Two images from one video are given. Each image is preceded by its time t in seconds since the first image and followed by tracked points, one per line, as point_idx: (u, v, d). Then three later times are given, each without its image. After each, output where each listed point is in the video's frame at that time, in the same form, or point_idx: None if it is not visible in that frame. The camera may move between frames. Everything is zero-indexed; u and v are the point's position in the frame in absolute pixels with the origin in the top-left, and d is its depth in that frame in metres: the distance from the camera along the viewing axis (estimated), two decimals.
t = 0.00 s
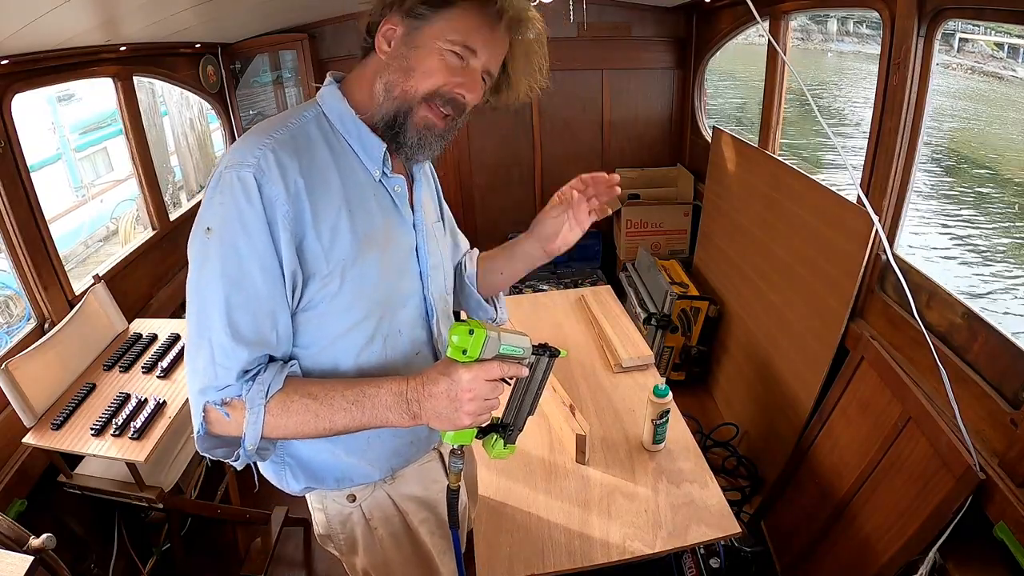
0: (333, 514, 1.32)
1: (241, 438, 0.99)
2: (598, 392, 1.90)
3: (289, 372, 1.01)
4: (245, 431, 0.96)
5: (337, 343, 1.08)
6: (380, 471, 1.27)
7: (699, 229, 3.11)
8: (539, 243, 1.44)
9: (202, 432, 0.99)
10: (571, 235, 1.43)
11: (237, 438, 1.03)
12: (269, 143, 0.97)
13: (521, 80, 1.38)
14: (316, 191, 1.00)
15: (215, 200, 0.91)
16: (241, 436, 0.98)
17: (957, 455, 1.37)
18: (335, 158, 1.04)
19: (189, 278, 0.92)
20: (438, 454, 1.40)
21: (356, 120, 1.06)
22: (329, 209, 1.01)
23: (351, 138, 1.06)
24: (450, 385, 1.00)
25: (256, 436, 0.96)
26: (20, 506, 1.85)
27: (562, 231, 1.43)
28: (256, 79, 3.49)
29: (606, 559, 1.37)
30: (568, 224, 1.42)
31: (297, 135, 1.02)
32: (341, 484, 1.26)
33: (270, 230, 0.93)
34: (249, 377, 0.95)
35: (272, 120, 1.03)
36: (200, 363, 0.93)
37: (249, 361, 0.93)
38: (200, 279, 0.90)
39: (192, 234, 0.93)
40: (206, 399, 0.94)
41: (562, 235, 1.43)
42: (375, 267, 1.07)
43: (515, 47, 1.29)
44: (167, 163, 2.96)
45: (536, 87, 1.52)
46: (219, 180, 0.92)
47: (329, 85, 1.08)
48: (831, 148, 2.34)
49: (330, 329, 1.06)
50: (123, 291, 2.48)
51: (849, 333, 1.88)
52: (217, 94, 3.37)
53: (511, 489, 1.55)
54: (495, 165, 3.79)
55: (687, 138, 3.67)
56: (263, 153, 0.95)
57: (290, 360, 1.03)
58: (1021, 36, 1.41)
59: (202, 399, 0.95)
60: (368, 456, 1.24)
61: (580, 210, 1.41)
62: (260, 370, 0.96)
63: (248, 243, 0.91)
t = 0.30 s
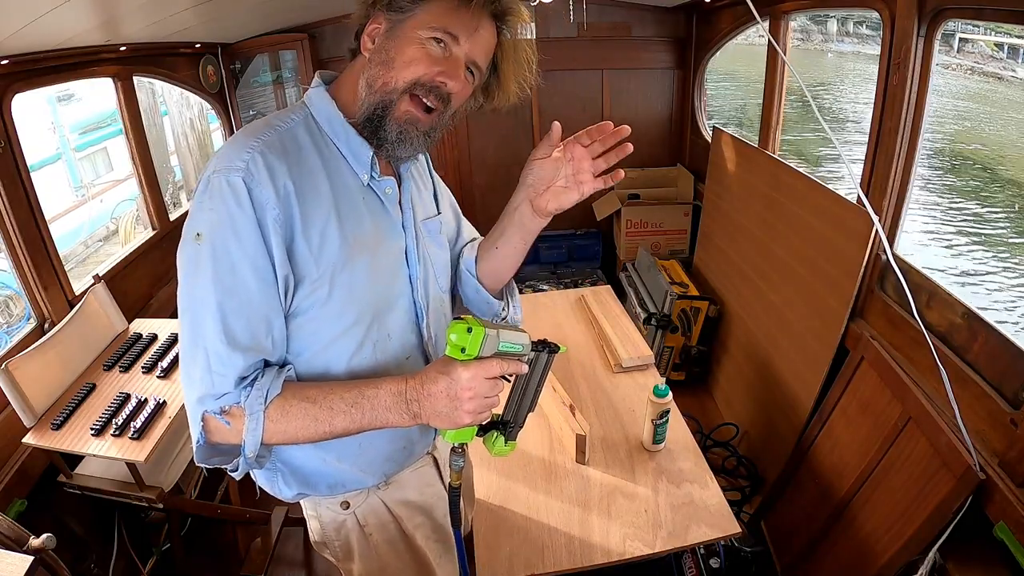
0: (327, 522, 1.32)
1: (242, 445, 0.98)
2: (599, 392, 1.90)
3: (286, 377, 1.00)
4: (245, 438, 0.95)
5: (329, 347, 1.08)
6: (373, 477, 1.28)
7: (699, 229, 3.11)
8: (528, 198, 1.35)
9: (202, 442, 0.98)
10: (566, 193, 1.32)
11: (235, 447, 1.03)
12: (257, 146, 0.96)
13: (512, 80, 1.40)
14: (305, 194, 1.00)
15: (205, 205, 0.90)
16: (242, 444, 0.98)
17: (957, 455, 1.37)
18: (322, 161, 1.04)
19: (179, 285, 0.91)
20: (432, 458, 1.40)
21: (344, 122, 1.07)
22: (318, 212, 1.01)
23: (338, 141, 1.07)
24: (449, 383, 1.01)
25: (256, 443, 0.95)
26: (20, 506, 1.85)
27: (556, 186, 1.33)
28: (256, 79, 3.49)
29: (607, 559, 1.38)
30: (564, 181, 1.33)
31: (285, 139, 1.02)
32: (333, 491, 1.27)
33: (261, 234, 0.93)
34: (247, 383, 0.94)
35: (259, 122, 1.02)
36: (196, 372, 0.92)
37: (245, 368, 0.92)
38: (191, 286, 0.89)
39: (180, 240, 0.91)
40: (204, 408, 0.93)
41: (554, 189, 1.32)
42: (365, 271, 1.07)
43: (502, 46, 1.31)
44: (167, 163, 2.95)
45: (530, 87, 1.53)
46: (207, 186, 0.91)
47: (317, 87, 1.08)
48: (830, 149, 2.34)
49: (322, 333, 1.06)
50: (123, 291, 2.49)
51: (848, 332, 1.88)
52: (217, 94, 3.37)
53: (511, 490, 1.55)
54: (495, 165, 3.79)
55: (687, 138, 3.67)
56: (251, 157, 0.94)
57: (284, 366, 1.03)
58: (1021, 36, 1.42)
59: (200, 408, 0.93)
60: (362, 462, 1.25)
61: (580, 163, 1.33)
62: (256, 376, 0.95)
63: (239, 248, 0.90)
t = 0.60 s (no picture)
0: (323, 531, 1.32)
1: (238, 456, 0.97)
2: (598, 392, 1.90)
3: (284, 386, 0.99)
4: (242, 449, 0.94)
5: (328, 357, 1.07)
6: (370, 486, 1.28)
7: (699, 229, 3.11)
8: (517, 210, 1.34)
9: (197, 453, 0.96)
10: (557, 207, 1.30)
11: (230, 457, 1.01)
12: (257, 148, 0.96)
13: (516, 83, 1.40)
14: (304, 198, 0.99)
15: (203, 208, 0.89)
16: (238, 455, 0.97)
17: (957, 455, 1.37)
18: (322, 165, 1.04)
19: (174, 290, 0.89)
20: (429, 465, 1.42)
21: (346, 124, 1.07)
22: (318, 217, 1.01)
23: (339, 144, 1.07)
24: (452, 395, 1.01)
25: (253, 454, 0.94)
26: (20, 506, 1.85)
27: (548, 200, 1.31)
28: (256, 79, 3.49)
29: (606, 559, 1.38)
30: (557, 194, 1.31)
31: (284, 141, 1.02)
32: (329, 500, 1.25)
33: (261, 239, 0.92)
34: (245, 393, 0.93)
35: (257, 122, 1.02)
36: (192, 382, 0.91)
37: (244, 378, 0.91)
38: (188, 292, 0.88)
39: (176, 244, 0.90)
40: (201, 418, 0.92)
41: (546, 203, 1.31)
42: (363, 276, 1.07)
43: (505, 48, 1.30)
44: (167, 163, 2.95)
45: (534, 90, 1.53)
46: (205, 188, 0.90)
47: (317, 87, 1.09)
48: (830, 149, 2.34)
49: (320, 342, 1.06)
50: (123, 291, 2.49)
51: (849, 333, 1.88)
52: (217, 94, 3.37)
53: (511, 490, 1.55)
54: (495, 165, 3.79)
55: (688, 138, 3.67)
56: (251, 159, 0.94)
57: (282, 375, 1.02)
58: (1020, 36, 1.42)
59: (196, 419, 0.92)
60: (358, 471, 1.24)
61: (575, 175, 1.30)
62: (255, 386, 0.94)
63: (239, 253, 0.89)
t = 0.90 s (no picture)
0: (324, 543, 1.33)
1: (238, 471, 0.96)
2: (599, 392, 1.90)
3: (284, 399, 0.98)
4: (243, 464, 0.93)
5: (328, 368, 1.07)
6: (371, 495, 1.27)
7: (699, 229, 3.11)
8: (505, 220, 1.35)
9: (196, 468, 0.95)
10: (548, 218, 1.30)
11: (227, 471, 1.00)
12: (253, 153, 0.94)
13: (515, 80, 1.40)
14: (302, 204, 0.98)
15: (198, 218, 0.86)
16: (238, 469, 0.96)
17: (957, 455, 1.37)
18: (319, 170, 1.03)
19: (169, 302, 0.87)
20: (430, 472, 1.42)
21: (344, 132, 1.06)
22: (317, 226, 0.99)
23: (336, 149, 1.06)
24: (457, 409, 1.02)
25: (253, 469, 0.94)
26: (20, 506, 1.85)
27: (538, 210, 1.31)
28: (256, 79, 3.50)
29: (606, 559, 1.38)
30: (549, 205, 1.30)
31: (280, 144, 0.99)
32: (329, 509, 1.24)
33: (260, 249, 0.90)
34: (246, 408, 0.91)
35: (252, 124, 1.00)
36: (191, 399, 0.89)
37: (244, 394, 0.90)
38: (185, 304, 0.86)
39: (170, 254, 0.87)
40: (200, 434, 0.90)
41: (535, 213, 1.31)
42: (362, 285, 1.06)
43: (503, 46, 1.30)
44: (167, 163, 2.95)
45: (532, 87, 1.53)
46: (199, 196, 0.87)
47: (312, 87, 1.07)
48: (830, 150, 2.34)
49: (319, 352, 1.05)
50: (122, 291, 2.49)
51: (849, 333, 1.89)
52: (217, 94, 3.37)
53: (511, 490, 1.55)
54: (495, 165, 3.79)
55: (688, 138, 3.67)
56: (247, 164, 0.92)
57: (281, 387, 1.01)
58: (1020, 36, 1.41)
59: (196, 435, 0.91)
60: (358, 480, 1.23)
61: (567, 184, 1.28)
62: (256, 400, 0.93)
63: (237, 264, 0.87)
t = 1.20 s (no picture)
0: (327, 555, 1.32)
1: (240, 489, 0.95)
2: (599, 392, 1.90)
3: (284, 414, 0.97)
4: (244, 482, 0.92)
5: (328, 382, 1.06)
6: (373, 506, 1.27)
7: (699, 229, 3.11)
8: (495, 231, 1.34)
9: (197, 487, 0.94)
10: (540, 229, 1.29)
11: (228, 489, 0.99)
12: (246, 162, 0.92)
13: (507, 73, 1.37)
14: (297, 213, 0.97)
15: (192, 233, 0.85)
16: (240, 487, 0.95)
17: (957, 455, 1.37)
18: (313, 177, 1.02)
19: (163, 319, 0.86)
20: (430, 478, 1.44)
21: (340, 138, 1.06)
22: (313, 237, 0.99)
23: (330, 156, 1.06)
24: (462, 419, 1.02)
25: (255, 486, 0.92)
26: (20, 506, 1.85)
27: (530, 221, 1.30)
28: (256, 79, 3.51)
29: (606, 559, 1.38)
30: (541, 216, 1.29)
31: (274, 151, 0.98)
32: (332, 522, 1.24)
33: (257, 263, 0.89)
34: (245, 426, 0.91)
35: (243, 130, 0.98)
36: (190, 419, 0.88)
37: (244, 413, 0.89)
38: (179, 321, 0.85)
39: (161, 269, 0.86)
40: (200, 454, 0.89)
41: (526, 224, 1.30)
42: (359, 295, 1.06)
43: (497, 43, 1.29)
44: (167, 163, 2.95)
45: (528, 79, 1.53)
46: (190, 208, 0.86)
47: (304, 90, 1.06)
48: (830, 150, 2.34)
49: (319, 366, 1.04)
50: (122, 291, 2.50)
51: (849, 333, 1.89)
52: (217, 94, 3.35)
53: (511, 490, 1.55)
54: (495, 165, 3.79)
55: (688, 138, 3.66)
56: (241, 174, 0.90)
57: (280, 402, 1.00)
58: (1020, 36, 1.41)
59: (195, 455, 0.90)
60: (359, 492, 1.23)
61: (561, 195, 1.27)
62: (255, 417, 0.92)
63: (233, 279, 0.86)
